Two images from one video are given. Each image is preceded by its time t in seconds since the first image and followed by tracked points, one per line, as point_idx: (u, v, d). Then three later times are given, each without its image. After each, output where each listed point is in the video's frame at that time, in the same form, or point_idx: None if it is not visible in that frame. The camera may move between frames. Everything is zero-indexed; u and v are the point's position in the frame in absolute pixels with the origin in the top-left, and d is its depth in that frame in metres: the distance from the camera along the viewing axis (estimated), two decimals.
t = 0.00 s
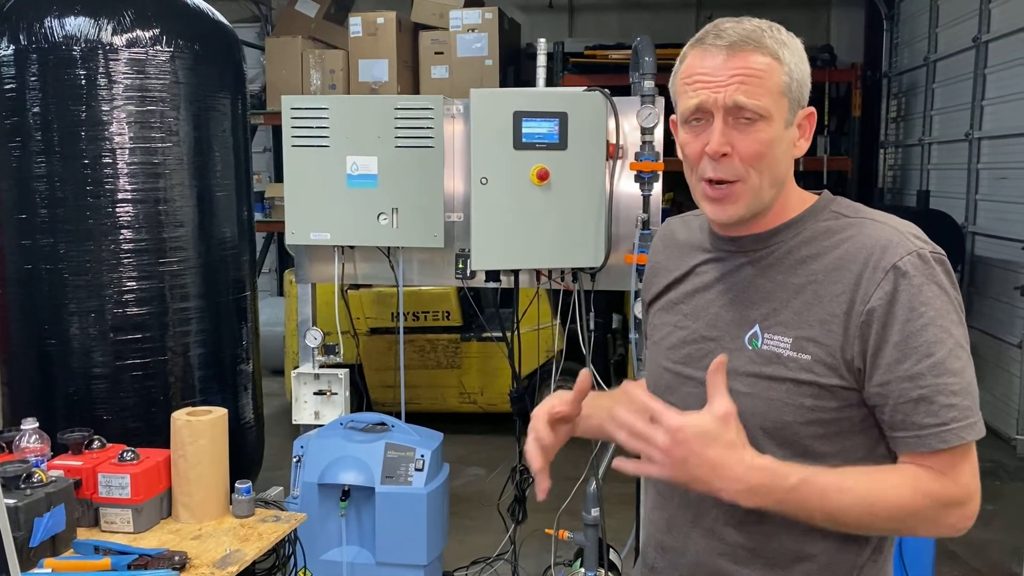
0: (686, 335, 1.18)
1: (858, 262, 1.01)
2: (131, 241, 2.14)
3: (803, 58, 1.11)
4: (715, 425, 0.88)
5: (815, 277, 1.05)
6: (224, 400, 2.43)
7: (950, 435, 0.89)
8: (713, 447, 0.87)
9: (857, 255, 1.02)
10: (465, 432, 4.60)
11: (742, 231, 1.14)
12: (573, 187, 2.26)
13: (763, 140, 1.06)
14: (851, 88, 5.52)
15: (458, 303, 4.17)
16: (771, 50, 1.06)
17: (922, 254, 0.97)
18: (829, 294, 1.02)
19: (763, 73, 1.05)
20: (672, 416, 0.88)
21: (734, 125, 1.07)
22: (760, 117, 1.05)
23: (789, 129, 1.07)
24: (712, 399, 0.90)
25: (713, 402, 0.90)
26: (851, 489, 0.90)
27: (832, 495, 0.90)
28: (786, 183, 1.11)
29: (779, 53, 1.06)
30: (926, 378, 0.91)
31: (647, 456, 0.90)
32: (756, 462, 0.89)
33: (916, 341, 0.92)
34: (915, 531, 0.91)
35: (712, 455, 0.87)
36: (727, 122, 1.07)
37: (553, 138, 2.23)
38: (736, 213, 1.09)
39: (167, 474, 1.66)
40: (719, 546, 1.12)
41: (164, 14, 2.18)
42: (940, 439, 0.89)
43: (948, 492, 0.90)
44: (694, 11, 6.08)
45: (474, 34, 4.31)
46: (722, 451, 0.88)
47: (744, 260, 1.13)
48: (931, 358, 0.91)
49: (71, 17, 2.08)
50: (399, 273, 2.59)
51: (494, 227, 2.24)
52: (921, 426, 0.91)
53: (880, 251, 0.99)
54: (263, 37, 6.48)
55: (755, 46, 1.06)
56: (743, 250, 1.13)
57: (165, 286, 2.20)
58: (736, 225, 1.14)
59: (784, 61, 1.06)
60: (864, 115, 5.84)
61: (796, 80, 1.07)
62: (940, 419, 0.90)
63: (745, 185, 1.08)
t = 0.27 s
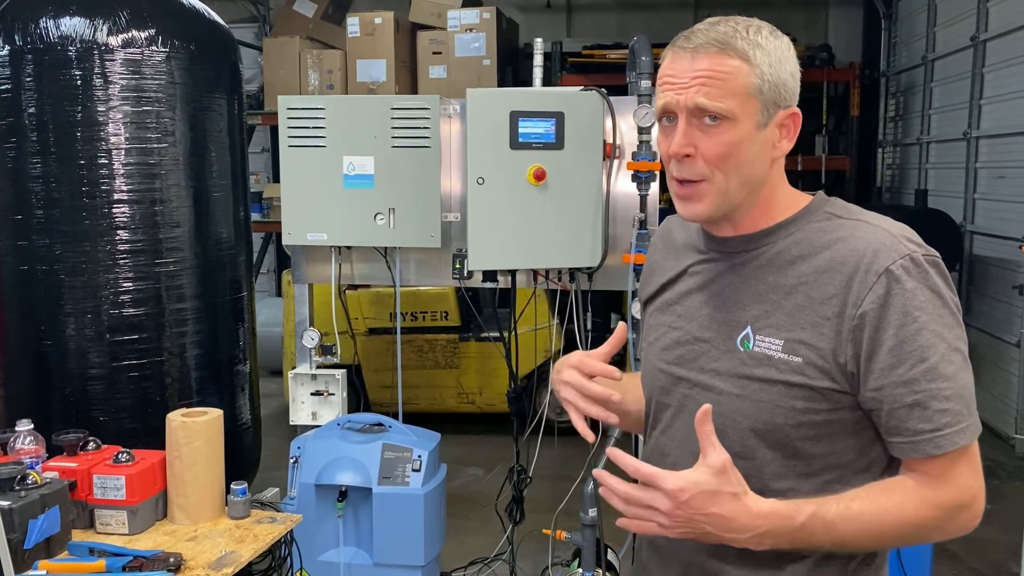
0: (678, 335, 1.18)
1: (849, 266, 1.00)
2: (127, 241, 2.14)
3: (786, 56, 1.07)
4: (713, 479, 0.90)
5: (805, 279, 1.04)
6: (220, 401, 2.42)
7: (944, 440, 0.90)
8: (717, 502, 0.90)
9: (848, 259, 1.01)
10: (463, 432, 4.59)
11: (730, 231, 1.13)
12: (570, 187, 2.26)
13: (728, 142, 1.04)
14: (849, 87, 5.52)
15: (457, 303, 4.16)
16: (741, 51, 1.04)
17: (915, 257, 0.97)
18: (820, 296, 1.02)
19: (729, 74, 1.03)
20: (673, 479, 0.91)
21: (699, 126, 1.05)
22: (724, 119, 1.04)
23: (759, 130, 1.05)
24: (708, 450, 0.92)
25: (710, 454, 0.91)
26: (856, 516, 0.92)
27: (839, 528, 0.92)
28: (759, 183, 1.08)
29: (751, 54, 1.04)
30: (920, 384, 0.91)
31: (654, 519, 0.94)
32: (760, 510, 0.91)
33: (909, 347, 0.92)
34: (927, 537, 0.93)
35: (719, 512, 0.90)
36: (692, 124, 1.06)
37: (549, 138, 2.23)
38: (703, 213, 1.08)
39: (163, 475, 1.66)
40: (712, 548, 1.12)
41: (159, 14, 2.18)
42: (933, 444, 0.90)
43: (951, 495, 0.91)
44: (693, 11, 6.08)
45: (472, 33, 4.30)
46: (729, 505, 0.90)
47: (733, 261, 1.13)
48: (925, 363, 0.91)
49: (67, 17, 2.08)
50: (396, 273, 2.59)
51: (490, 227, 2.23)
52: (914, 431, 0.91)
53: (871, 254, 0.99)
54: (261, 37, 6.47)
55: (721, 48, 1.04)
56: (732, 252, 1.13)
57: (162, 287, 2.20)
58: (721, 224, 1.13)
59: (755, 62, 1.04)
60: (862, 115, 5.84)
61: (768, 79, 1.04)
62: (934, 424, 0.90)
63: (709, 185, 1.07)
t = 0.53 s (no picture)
0: (677, 335, 1.18)
1: (851, 267, 1.00)
2: (125, 242, 2.13)
3: (761, 57, 1.02)
4: (709, 469, 0.90)
5: (807, 278, 1.03)
6: (219, 401, 2.42)
7: (943, 441, 0.89)
8: (712, 492, 0.90)
9: (849, 260, 1.00)
10: (463, 432, 4.59)
11: (728, 233, 1.13)
12: (568, 187, 2.25)
13: (705, 159, 1.03)
14: (849, 86, 5.51)
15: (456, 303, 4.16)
16: (706, 65, 1.01)
17: (917, 258, 0.96)
18: (822, 296, 1.01)
19: (696, 92, 1.01)
20: (667, 467, 0.91)
21: (674, 146, 1.05)
22: (697, 138, 1.02)
23: (739, 140, 1.02)
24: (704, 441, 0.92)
25: (706, 443, 0.91)
26: (852, 512, 0.92)
27: (834, 523, 0.92)
28: (748, 190, 1.06)
29: (717, 67, 1.01)
30: (920, 385, 0.91)
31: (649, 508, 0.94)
32: (755, 501, 0.91)
33: (909, 348, 0.92)
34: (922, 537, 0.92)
35: (713, 503, 0.90)
36: (668, 144, 1.05)
37: (547, 137, 2.22)
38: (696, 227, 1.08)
39: (160, 477, 1.65)
40: (709, 549, 1.11)
41: (155, 15, 2.17)
42: (932, 445, 0.90)
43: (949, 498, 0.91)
44: (692, 10, 6.07)
45: (471, 33, 4.30)
46: (724, 495, 0.90)
47: (734, 260, 1.12)
48: (924, 364, 0.91)
49: (64, 17, 2.08)
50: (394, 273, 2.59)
51: (488, 227, 2.23)
52: (914, 432, 0.91)
53: (873, 255, 0.98)
54: (260, 38, 6.47)
55: (685, 67, 1.02)
56: (732, 251, 1.12)
57: (160, 288, 2.20)
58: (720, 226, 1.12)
59: (722, 74, 1.00)
60: (862, 114, 5.84)
61: (740, 89, 1.00)
62: (933, 426, 0.90)
63: (696, 200, 1.06)
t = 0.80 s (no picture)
0: (679, 335, 1.18)
1: (856, 270, 0.98)
2: (124, 243, 2.13)
3: (708, 80, 1.00)
4: (732, 401, 0.90)
5: (811, 280, 1.02)
6: (218, 402, 2.42)
7: (949, 446, 0.89)
8: (729, 424, 0.89)
9: (855, 263, 0.99)
10: (464, 432, 4.59)
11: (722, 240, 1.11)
12: (568, 187, 2.25)
13: (663, 184, 1.04)
14: (850, 84, 5.50)
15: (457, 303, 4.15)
16: (650, 97, 1.02)
17: (923, 261, 0.94)
18: (827, 299, 1.00)
19: (644, 124, 1.02)
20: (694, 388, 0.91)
21: (638, 173, 1.06)
22: (653, 166, 1.03)
23: (695, 163, 1.02)
24: (736, 376, 0.93)
25: (737, 379, 0.92)
26: (862, 480, 0.91)
27: (842, 489, 0.91)
28: (720, 205, 1.05)
29: (660, 98, 1.01)
30: (926, 390, 0.90)
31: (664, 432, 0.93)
32: (768, 444, 0.90)
33: (914, 353, 0.91)
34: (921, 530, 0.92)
35: (726, 434, 0.89)
36: (632, 171, 1.07)
37: (546, 137, 2.22)
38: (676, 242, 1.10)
39: (157, 477, 1.65)
40: (709, 549, 1.11)
41: (153, 15, 2.17)
42: (938, 450, 0.89)
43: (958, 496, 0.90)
44: (692, 8, 6.06)
45: (472, 33, 4.30)
46: (739, 429, 0.89)
47: (736, 264, 1.10)
48: (930, 369, 0.90)
49: (62, 17, 2.07)
50: (394, 273, 2.59)
51: (486, 227, 2.23)
52: (919, 437, 0.91)
53: (879, 258, 0.96)
54: (261, 38, 6.47)
55: (631, 100, 1.04)
56: (733, 255, 1.10)
57: (159, 288, 2.20)
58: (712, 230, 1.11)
59: (665, 105, 1.01)
60: (863, 112, 5.84)
61: (684, 116, 1.00)
62: (939, 431, 0.89)
63: (668, 220, 1.07)
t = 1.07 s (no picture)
0: (676, 336, 1.18)
1: (846, 267, 0.98)
2: (125, 243, 2.13)
3: (711, 67, 1.00)
4: (724, 400, 0.90)
5: (803, 279, 1.02)
6: (219, 402, 2.42)
7: (942, 443, 0.88)
8: (723, 422, 0.89)
9: (846, 260, 0.98)
10: (466, 432, 4.59)
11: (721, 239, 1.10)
12: (568, 185, 2.24)
13: (678, 179, 1.01)
14: (852, 83, 5.49)
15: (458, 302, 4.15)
16: (657, 89, 1.00)
17: (914, 258, 0.94)
18: (818, 298, 1.00)
19: (652, 117, 1.00)
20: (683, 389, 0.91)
21: (645, 172, 1.03)
22: (665, 161, 1.01)
23: (708, 153, 1.00)
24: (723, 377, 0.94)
25: (724, 380, 0.93)
26: (856, 477, 0.90)
27: (836, 486, 0.90)
28: (729, 198, 1.04)
29: (667, 89, 1.00)
30: (917, 387, 0.89)
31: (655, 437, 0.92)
32: (761, 441, 0.89)
33: (905, 349, 0.90)
34: (918, 528, 0.91)
35: (719, 433, 0.89)
36: (639, 171, 1.04)
37: (546, 135, 2.21)
38: (687, 242, 1.07)
39: (157, 478, 1.65)
40: (707, 549, 1.11)
41: (153, 15, 2.17)
42: (931, 447, 0.88)
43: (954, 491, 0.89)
44: (694, 7, 6.06)
45: (473, 32, 4.30)
46: (732, 428, 0.89)
47: (731, 264, 1.10)
48: (922, 365, 0.89)
49: (62, 18, 2.08)
50: (395, 273, 2.59)
51: (488, 227, 2.22)
52: (912, 434, 0.90)
53: (870, 255, 0.96)
54: (262, 38, 6.48)
55: (636, 95, 1.01)
56: (729, 256, 1.10)
57: (159, 289, 2.20)
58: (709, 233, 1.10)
59: (674, 95, 0.99)
60: (866, 111, 5.83)
61: (695, 104, 0.99)
62: (931, 428, 0.88)
63: (681, 218, 1.04)
